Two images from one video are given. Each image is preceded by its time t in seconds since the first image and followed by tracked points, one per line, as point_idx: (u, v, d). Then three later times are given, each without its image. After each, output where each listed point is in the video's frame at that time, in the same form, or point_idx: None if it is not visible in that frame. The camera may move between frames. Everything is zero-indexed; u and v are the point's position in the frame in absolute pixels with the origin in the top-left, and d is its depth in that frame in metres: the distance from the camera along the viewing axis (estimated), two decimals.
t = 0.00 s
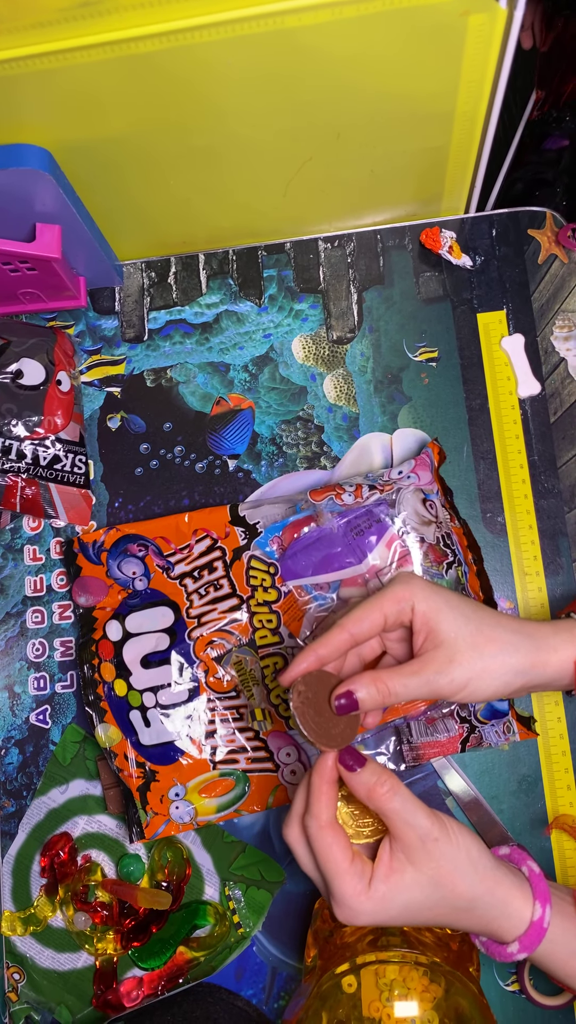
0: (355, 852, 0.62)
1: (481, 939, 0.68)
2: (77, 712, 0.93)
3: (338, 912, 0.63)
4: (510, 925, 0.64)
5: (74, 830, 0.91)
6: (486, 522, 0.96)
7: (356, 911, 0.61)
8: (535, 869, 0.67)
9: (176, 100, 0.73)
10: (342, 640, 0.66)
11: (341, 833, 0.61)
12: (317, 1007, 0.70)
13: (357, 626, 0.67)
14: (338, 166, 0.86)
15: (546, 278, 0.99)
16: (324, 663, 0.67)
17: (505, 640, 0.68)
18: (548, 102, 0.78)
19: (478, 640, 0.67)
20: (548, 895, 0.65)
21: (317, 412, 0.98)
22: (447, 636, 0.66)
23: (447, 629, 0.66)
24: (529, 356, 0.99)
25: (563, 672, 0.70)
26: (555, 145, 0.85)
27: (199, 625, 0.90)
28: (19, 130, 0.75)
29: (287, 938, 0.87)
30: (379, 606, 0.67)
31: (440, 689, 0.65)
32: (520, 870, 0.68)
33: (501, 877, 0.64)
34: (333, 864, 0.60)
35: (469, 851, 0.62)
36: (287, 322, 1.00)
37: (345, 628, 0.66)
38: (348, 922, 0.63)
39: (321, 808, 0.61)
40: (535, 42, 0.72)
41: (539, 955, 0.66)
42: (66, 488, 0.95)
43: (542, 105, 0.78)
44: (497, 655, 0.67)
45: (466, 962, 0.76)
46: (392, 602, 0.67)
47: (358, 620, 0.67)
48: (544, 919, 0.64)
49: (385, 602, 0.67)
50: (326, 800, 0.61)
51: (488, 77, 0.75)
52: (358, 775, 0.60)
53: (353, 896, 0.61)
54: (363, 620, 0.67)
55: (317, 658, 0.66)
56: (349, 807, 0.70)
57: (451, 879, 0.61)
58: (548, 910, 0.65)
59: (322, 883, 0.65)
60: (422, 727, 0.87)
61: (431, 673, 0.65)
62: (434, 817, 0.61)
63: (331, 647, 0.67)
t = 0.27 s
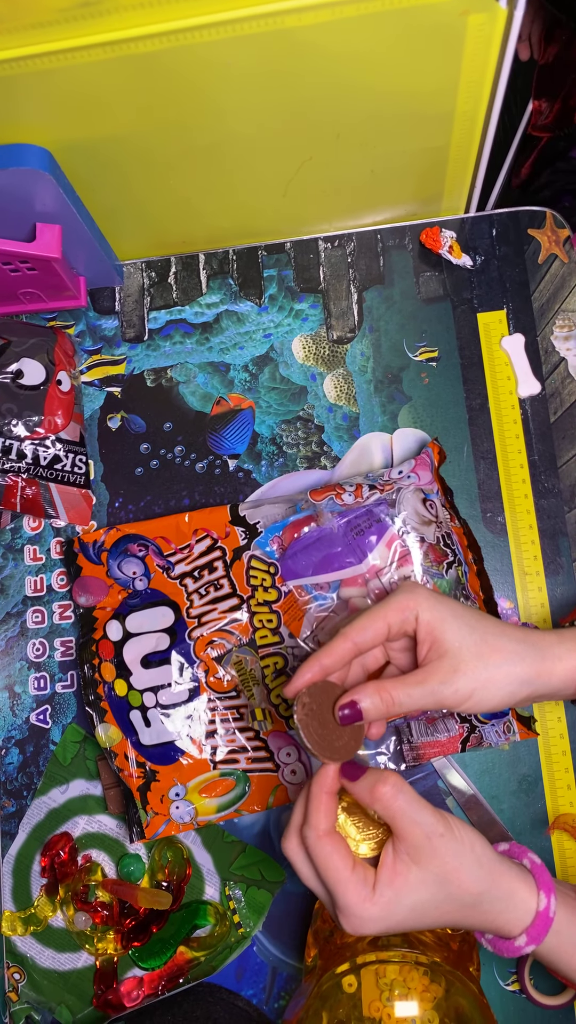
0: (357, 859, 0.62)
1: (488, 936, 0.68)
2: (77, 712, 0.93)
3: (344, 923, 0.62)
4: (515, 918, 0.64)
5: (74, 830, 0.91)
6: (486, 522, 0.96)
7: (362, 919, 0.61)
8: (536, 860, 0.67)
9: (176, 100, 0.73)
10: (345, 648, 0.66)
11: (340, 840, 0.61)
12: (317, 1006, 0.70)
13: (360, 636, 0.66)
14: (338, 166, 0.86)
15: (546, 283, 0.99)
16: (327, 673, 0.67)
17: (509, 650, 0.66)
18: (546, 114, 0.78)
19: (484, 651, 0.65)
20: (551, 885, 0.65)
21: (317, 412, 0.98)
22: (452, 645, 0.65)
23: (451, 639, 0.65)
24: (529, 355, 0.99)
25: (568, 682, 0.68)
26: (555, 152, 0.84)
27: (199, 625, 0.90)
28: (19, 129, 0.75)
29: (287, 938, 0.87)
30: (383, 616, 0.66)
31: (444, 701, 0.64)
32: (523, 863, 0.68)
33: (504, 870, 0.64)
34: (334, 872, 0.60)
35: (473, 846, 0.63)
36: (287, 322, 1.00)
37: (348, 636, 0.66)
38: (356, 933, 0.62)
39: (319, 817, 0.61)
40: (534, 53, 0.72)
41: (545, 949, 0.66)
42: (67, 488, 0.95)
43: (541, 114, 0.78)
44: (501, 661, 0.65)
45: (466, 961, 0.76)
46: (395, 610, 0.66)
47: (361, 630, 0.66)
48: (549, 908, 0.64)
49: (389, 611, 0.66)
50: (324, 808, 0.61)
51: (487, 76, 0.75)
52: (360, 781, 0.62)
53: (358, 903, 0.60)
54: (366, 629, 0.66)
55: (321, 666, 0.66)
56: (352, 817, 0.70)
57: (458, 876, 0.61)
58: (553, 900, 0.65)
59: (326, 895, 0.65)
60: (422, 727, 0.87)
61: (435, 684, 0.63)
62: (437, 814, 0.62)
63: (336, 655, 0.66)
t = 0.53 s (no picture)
0: (366, 864, 0.62)
1: (493, 941, 0.69)
2: (77, 712, 0.93)
3: (354, 926, 0.62)
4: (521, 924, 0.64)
5: (74, 830, 0.91)
6: (486, 522, 0.96)
7: (372, 923, 0.61)
8: (543, 868, 0.68)
9: (177, 101, 0.73)
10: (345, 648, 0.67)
11: (350, 844, 0.61)
12: (317, 1007, 0.70)
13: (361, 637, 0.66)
14: (339, 167, 0.86)
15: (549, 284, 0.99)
16: (327, 671, 0.67)
17: (512, 651, 0.66)
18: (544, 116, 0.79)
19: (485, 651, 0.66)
20: (558, 893, 0.66)
21: (317, 413, 0.98)
22: (454, 646, 0.65)
23: (453, 639, 0.65)
24: (530, 356, 0.99)
25: (571, 684, 0.68)
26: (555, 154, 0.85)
27: (200, 625, 0.90)
28: (20, 130, 0.75)
29: (287, 938, 0.87)
30: (383, 615, 0.66)
31: (446, 701, 0.64)
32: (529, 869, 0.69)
33: (512, 875, 0.64)
34: (343, 877, 0.60)
35: (481, 852, 0.63)
36: (287, 322, 1.01)
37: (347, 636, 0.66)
38: (365, 935, 0.62)
39: (328, 821, 0.61)
40: (531, 61, 0.74)
41: (549, 954, 0.66)
42: (67, 489, 0.95)
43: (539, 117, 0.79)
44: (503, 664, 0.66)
45: (466, 962, 0.76)
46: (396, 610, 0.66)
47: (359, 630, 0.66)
48: (555, 916, 0.65)
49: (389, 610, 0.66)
50: (332, 812, 0.61)
51: (488, 77, 0.75)
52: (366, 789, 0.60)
53: (368, 908, 0.60)
54: (367, 629, 0.66)
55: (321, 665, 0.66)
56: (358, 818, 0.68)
57: (466, 884, 0.61)
58: (559, 909, 0.65)
59: (335, 897, 0.65)
60: (422, 728, 0.87)
61: (437, 683, 0.63)
62: (446, 823, 0.61)
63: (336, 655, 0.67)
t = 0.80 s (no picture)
0: (370, 877, 0.62)
1: (497, 953, 0.68)
2: (77, 712, 0.93)
3: (358, 940, 0.63)
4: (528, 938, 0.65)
5: (74, 830, 0.91)
6: (486, 522, 0.96)
7: (376, 937, 0.61)
8: (549, 881, 0.68)
9: (177, 101, 0.73)
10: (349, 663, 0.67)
11: (353, 857, 0.61)
12: (317, 1007, 0.70)
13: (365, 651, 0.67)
14: (339, 166, 0.86)
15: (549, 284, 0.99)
16: (332, 685, 0.67)
17: (519, 660, 0.66)
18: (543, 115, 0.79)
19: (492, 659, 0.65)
20: (564, 906, 0.66)
21: (317, 412, 0.98)
22: (460, 656, 0.65)
23: (459, 649, 0.65)
24: (529, 356, 0.99)
25: None
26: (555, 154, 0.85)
27: (199, 625, 0.90)
28: (19, 130, 0.75)
29: (287, 938, 0.87)
30: (388, 628, 0.66)
31: (454, 712, 0.64)
32: (534, 880, 0.69)
33: (519, 890, 0.64)
34: (347, 892, 0.60)
35: (488, 867, 0.63)
36: (287, 322, 1.01)
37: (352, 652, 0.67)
38: (369, 950, 0.63)
39: (331, 835, 0.61)
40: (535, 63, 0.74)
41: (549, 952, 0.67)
42: (67, 489, 0.95)
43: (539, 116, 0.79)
44: (505, 665, 0.65)
45: (466, 962, 0.76)
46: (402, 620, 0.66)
47: (364, 645, 0.67)
48: (561, 930, 0.65)
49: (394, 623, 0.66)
50: (336, 826, 0.61)
51: (488, 76, 0.75)
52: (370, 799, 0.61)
53: (372, 922, 0.60)
54: (372, 645, 0.67)
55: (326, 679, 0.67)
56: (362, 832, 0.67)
57: (472, 897, 0.61)
58: (565, 922, 0.65)
59: (339, 911, 0.65)
60: (422, 728, 0.86)
61: (444, 697, 0.63)
62: (452, 836, 0.61)
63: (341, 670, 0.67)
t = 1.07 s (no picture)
0: (377, 880, 0.62)
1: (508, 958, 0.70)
2: (77, 712, 0.93)
3: (363, 940, 0.62)
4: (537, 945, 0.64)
5: (73, 830, 0.91)
6: (486, 522, 0.96)
7: (382, 939, 0.61)
8: (560, 886, 0.68)
9: (176, 100, 0.73)
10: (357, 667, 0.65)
11: (360, 859, 0.60)
12: (317, 1006, 0.70)
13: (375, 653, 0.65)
14: (339, 166, 0.85)
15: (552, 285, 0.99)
16: (340, 687, 0.66)
17: (532, 663, 0.66)
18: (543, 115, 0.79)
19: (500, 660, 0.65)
20: (574, 913, 0.66)
21: (317, 412, 0.98)
22: (471, 657, 0.65)
23: (469, 650, 0.65)
24: (529, 355, 0.99)
25: None
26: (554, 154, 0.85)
27: (199, 625, 0.90)
28: (18, 130, 0.75)
29: (286, 938, 0.87)
30: (397, 631, 0.65)
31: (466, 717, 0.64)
32: (544, 886, 0.69)
33: (528, 896, 0.64)
34: (355, 894, 0.60)
35: (497, 873, 0.62)
36: (286, 322, 1.01)
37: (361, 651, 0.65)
38: (374, 951, 0.62)
39: (339, 837, 0.60)
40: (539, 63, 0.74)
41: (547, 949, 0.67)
42: (66, 488, 0.95)
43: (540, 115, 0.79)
44: (505, 664, 0.65)
45: (466, 962, 0.76)
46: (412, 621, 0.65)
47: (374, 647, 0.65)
48: (571, 938, 0.65)
49: (403, 622, 0.65)
50: (344, 827, 0.60)
51: (487, 76, 0.75)
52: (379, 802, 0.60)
53: (378, 923, 0.60)
54: (381, 647, 0.65)
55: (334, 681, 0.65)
56: (371, 834, 0.68)
57: (480, 904, 0.61)
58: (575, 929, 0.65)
59: (344, 912, 0.65)
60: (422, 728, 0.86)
61: (453, 698, 0.63)
62: (461, 841, 0.61)
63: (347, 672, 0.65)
